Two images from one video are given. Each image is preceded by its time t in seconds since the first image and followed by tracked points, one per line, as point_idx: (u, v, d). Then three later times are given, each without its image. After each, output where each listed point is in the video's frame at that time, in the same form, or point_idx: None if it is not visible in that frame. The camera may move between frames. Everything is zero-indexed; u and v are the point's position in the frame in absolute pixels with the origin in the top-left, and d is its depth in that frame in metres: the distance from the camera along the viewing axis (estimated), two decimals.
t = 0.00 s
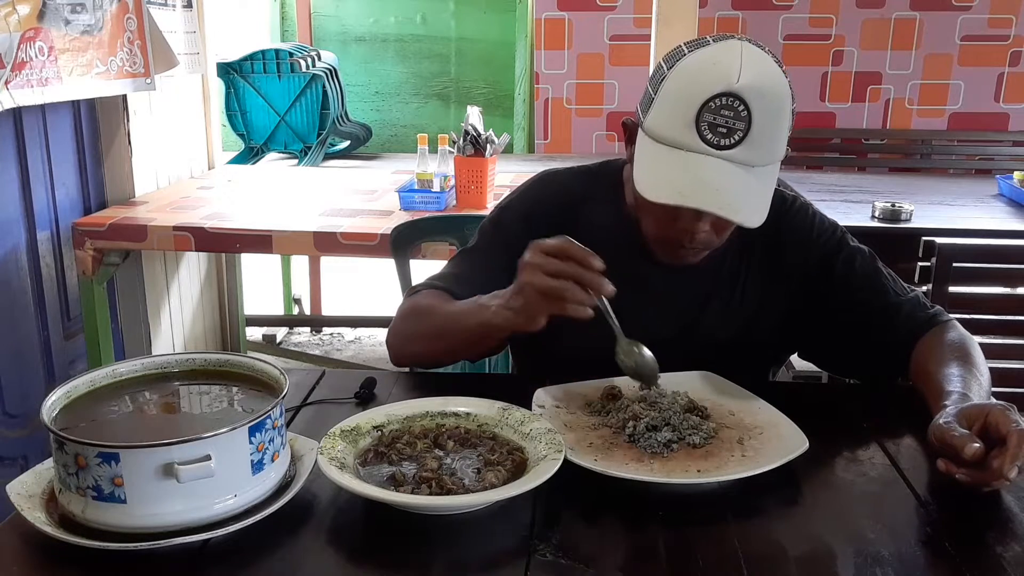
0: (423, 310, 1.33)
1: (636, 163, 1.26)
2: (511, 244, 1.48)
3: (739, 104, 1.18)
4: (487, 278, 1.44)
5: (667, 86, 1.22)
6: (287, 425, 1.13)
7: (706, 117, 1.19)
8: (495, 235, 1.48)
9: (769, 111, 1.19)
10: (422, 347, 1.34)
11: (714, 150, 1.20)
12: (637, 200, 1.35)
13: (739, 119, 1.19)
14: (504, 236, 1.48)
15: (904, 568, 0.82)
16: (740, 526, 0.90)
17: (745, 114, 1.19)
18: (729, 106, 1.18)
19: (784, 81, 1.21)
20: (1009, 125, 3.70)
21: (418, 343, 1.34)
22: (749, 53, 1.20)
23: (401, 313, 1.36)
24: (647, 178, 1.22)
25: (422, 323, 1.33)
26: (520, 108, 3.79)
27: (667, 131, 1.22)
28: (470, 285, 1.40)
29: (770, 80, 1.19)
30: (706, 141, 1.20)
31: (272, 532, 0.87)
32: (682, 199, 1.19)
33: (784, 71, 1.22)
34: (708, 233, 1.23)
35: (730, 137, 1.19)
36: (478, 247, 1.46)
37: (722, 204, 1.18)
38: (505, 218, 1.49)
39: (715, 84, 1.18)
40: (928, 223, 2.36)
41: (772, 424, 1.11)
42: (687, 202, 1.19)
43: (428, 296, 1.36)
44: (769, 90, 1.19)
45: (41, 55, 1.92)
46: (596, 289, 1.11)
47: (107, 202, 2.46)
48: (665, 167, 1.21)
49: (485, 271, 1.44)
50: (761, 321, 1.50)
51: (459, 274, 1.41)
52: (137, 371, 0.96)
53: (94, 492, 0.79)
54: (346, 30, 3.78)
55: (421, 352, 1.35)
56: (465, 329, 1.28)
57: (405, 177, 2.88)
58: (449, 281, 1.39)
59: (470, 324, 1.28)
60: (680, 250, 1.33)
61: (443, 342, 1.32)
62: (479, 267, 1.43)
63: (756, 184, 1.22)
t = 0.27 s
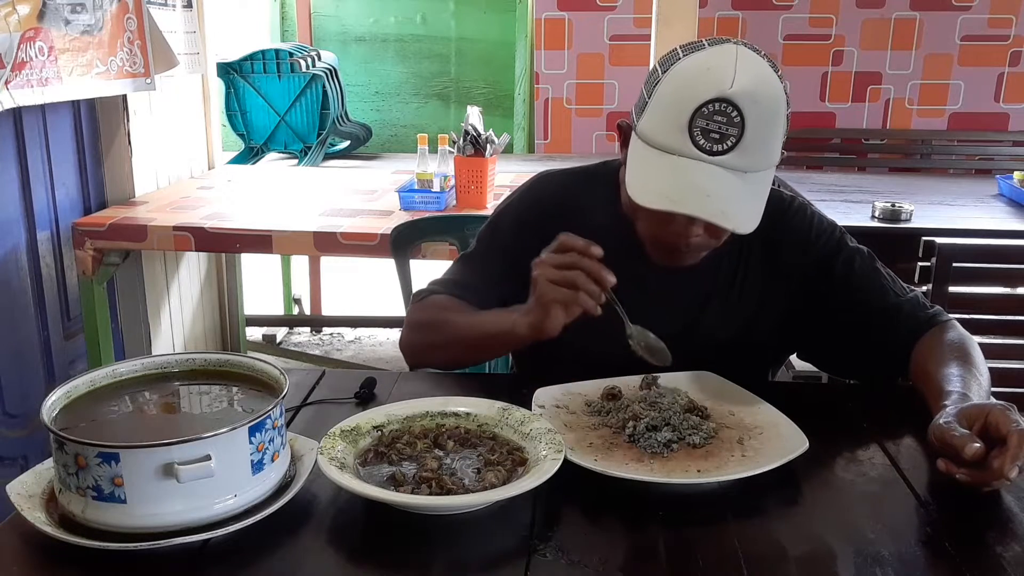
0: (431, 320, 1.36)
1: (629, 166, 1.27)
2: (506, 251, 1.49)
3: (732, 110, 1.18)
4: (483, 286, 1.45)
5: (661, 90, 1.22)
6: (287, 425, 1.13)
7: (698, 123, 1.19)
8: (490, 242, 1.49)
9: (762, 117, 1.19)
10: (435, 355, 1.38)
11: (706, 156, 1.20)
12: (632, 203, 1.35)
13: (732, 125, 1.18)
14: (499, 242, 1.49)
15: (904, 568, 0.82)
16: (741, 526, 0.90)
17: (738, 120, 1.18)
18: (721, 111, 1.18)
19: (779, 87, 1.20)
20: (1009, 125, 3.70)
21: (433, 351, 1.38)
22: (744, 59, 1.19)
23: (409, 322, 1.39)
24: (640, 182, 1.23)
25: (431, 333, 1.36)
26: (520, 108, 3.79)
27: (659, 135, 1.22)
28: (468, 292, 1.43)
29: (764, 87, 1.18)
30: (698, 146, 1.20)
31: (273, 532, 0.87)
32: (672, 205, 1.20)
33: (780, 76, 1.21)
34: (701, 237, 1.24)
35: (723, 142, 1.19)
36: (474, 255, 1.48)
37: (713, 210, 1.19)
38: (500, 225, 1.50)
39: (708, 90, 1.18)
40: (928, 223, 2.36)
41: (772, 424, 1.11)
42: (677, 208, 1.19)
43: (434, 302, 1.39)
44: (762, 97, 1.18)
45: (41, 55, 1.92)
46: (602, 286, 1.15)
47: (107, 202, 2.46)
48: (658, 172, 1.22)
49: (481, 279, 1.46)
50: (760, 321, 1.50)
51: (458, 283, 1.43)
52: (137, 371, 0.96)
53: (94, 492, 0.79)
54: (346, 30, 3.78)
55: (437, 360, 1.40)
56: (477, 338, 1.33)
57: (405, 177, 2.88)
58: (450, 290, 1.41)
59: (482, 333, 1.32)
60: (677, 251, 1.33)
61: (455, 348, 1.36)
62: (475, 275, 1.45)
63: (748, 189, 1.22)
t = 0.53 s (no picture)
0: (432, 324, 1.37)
1: (623, 161, 1.27)
2: (505, 253, 1.49)
3: (725, 105, 1.18)
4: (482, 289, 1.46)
5: (655, 86, 1.22)
6: (287, 425, 1.13)
7: (691, 118, 1.19)
8: (490, 246, 1.49)
9: (755, 113, 1.19)
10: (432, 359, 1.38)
11: (699, 150, 1.19)
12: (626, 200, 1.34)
13: (725, 120, 1.18)
14: (497, 245, 1.49)
15: (904, 568, 0.82)
16: (741, 526, 0.90)
17: (731, 116, 1.18)
18: (714, 107, 1.18)
19: (773, 85, 1.20)
20: (1009, 125, 3.70)
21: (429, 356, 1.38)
22: (739, 56, 1.20)
23: (408, 325, 1.40)
24: (632, 177, 1.23)
25: (430, 337, 1.37)
26: (520, 108, 3.79)
27: (653, 130, 1.22)
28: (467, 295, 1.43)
29: (758, 83, 1.18)
30: (691, 141, 1.20)
31: (273, 532, 0.87)
32: (663, 198, 1.19)
33: (775, 74, 1.21)
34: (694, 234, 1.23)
35: (716, 137, 1.19)
36: (474, 259, 1.48)
37: (703, 205, 1.18)
38: (499, 228, 1.50)
39: (701, 85, 1.18)
40: (928, 223, 2.36)
41: (772, 424, 1.11)
42: (667, 201, 1.19)
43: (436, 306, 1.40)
44: (756, 93, 1.18)
45: (41, 55, 1.92)
46: (595, 309, 1.15)
47: (107, 202, 2.46)
48: (650, 166, 1.21)
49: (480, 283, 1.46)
50: (760, 321, 1.50)
51: (459, 287, 1.44)
52: (137, 371, 0.96)
53: (94, 492, 0.79)
54: (346, 30, 3.78)
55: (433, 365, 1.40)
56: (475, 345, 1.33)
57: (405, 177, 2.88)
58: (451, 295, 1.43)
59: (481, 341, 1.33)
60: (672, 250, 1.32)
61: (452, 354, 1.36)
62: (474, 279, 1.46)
63: (741, 185, 1.21)
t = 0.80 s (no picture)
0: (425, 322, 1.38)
1: (622, 155, 1.27)
2: (503, 255, 1.50)
3: (723, 99, 1.18)
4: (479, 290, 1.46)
5: (655, 81, 1.23)
6: (287, 425, 1.13)
7: (690, 111, 1.19)
8: (488, 247, 1.50)
9: (755, 107, 1.18)
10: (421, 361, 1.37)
11: (698, 144, 1.19)
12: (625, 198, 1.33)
13: (723, 114, 1.18)
14: (495, 247, 1.50)
15: (904, 568, 0.82)
16: (741, 526, 0.90)
17: (729, 110, 1.18)
18: (713, 100, 1.18)
19: (773, 81, 1.21)
20: (1009, 125, 3.71)
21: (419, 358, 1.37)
22: (739, 52, 1.20)
23: (408, 325, 1.41)
24: (630, 170, 1.23)
25: (422, 337, 1.37)
26: (520, 108, 3.79)
27: (652, 124, 1.23)
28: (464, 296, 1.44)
29: (757, 79, 1.18)
30: (689, 135, 1.20)
31: (273, 532, 0.87)
32: (660, 189, 1.19)
33: (774, 71, 1.21)
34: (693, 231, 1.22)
35: (714, 131, 1.19)
36: (472, 260, 1.49)
37: (701, 197, 1.18)
38: (497, 230, 1.51)
39: (700, 79, 1.18)
40: (928, 224, 2.36)
41: (772, 424, 1.11)
42: (664, 193, 1.18)
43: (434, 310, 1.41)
44: (755, 88, 1.18)
45: (41, 55, 1.92)
46: (564, 314, 1.16)
47: (107, 202, 2.46)
48: (648, 160, 1.21)
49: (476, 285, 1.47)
50: (760, 321, 1.50)
51: (456, 289, 1.45)
52: (138, 371, 0.96)
53: (94, 492, 0.79)
54: (346, 30, 3.78)
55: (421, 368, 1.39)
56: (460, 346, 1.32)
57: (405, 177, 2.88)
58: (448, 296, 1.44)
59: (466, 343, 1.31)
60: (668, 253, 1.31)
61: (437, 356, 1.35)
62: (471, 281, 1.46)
63: (739, 180, 1.21)
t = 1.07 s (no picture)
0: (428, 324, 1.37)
1: (624, 150, 1.28)
2: (507, 253, 1.49)
3: (725, 93, 1.17)
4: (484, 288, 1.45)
5: (657, 77, 1.23)
6: (287, 425, 1.13)
7: (692, 106, 1.19)
8: (493, 246, 1.49)
9: (757, 102, 1.18)
10: (427, 362, 1.36)
11: (700, 138, 1.19)
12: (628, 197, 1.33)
13: (725, 108, 1.18)
14: (499, 245, 1.49)
15: (904, 568, 0.82)
16: (741, 526, 0.90)
17: (731, 104, 1.18)
18: (714, 95, 1.18)
19: (774, 77, 1.20)
20: (1009, 125, 3.71)
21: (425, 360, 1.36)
22: (741, 47, 1.20)
23: (410, 328, 1.40)
24: (633, 165, 1.24)
25: (428, 338, 1.36)
26: (520, 108, 3.79)
27: (653, 119, 1.23)
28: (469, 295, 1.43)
29: (758, 74, 1.18)
30: (691, 129, 1.20)
31: (273, 532, 0.87)
32: (662, 183, 1.19)
33: (775, 66, 1.21)
34: (695, 228, 1.24)
35: (716, 125, 1.19)
36: (476, 259, 1.48)
37: (703, 191, 1.18)
38: (500, 228, 1.50)
39: (702, 74, 1.18)
40: (928, 224, 2.36)
41: (772, 424, 1.11)
42: (666, 185, 1.19)
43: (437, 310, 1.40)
44: (757, 83, 1.18)
45: (41, 55, 1.92)
46: (600, 309, 1.17)
47: (107, 202, 2.46)
48: (650, 154, 1.22)
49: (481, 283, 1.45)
50: (760, 321, 1.50)
51: (460, 288, 1.43)
52: (138, 371, 0.96)
53: (94, 492, 0.79)
54: (346, 30, 3.78)
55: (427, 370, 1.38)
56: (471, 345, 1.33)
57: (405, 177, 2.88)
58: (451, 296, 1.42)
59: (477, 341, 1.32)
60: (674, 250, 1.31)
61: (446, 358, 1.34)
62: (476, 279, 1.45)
63: (741, 174, 1.21)
